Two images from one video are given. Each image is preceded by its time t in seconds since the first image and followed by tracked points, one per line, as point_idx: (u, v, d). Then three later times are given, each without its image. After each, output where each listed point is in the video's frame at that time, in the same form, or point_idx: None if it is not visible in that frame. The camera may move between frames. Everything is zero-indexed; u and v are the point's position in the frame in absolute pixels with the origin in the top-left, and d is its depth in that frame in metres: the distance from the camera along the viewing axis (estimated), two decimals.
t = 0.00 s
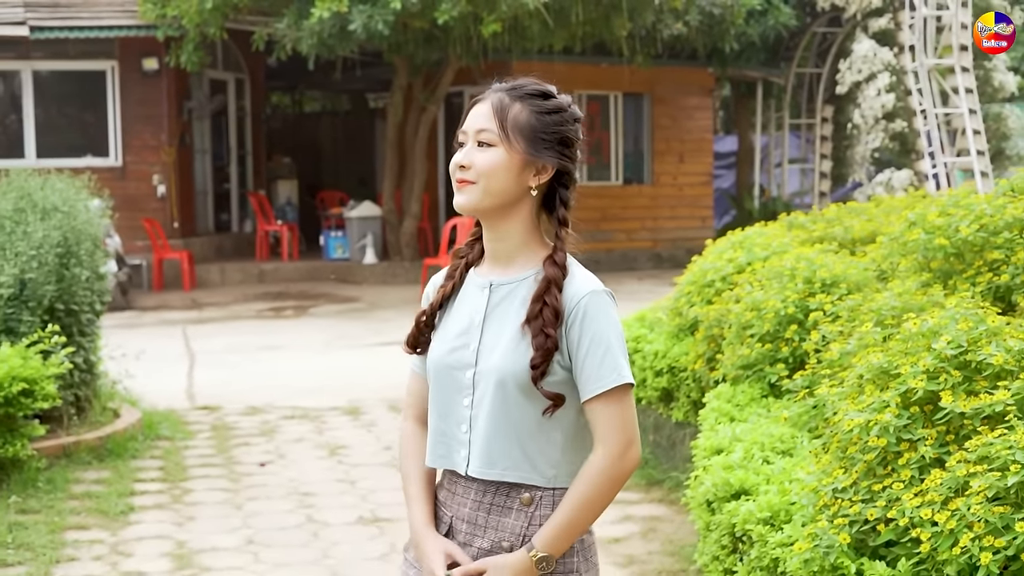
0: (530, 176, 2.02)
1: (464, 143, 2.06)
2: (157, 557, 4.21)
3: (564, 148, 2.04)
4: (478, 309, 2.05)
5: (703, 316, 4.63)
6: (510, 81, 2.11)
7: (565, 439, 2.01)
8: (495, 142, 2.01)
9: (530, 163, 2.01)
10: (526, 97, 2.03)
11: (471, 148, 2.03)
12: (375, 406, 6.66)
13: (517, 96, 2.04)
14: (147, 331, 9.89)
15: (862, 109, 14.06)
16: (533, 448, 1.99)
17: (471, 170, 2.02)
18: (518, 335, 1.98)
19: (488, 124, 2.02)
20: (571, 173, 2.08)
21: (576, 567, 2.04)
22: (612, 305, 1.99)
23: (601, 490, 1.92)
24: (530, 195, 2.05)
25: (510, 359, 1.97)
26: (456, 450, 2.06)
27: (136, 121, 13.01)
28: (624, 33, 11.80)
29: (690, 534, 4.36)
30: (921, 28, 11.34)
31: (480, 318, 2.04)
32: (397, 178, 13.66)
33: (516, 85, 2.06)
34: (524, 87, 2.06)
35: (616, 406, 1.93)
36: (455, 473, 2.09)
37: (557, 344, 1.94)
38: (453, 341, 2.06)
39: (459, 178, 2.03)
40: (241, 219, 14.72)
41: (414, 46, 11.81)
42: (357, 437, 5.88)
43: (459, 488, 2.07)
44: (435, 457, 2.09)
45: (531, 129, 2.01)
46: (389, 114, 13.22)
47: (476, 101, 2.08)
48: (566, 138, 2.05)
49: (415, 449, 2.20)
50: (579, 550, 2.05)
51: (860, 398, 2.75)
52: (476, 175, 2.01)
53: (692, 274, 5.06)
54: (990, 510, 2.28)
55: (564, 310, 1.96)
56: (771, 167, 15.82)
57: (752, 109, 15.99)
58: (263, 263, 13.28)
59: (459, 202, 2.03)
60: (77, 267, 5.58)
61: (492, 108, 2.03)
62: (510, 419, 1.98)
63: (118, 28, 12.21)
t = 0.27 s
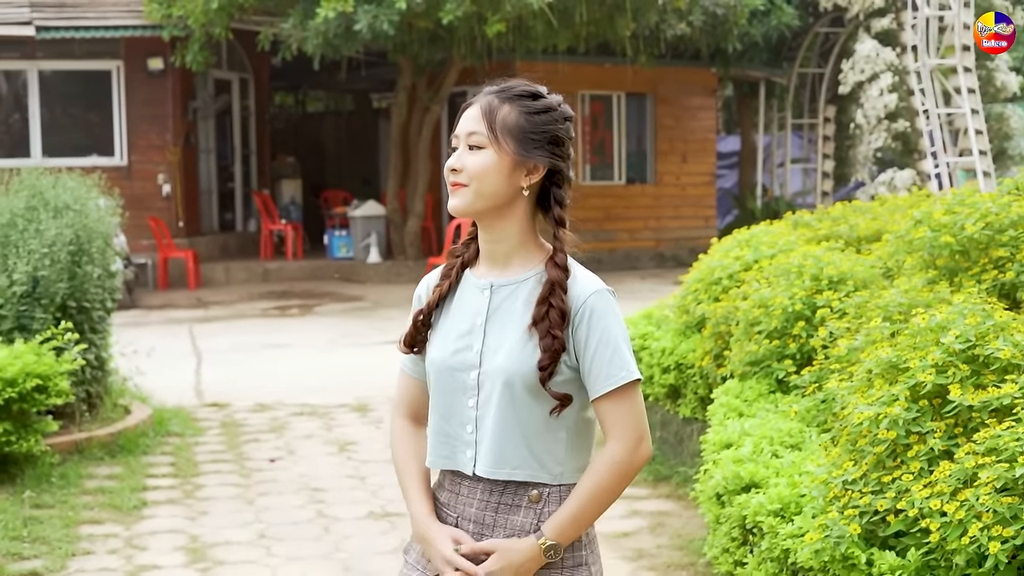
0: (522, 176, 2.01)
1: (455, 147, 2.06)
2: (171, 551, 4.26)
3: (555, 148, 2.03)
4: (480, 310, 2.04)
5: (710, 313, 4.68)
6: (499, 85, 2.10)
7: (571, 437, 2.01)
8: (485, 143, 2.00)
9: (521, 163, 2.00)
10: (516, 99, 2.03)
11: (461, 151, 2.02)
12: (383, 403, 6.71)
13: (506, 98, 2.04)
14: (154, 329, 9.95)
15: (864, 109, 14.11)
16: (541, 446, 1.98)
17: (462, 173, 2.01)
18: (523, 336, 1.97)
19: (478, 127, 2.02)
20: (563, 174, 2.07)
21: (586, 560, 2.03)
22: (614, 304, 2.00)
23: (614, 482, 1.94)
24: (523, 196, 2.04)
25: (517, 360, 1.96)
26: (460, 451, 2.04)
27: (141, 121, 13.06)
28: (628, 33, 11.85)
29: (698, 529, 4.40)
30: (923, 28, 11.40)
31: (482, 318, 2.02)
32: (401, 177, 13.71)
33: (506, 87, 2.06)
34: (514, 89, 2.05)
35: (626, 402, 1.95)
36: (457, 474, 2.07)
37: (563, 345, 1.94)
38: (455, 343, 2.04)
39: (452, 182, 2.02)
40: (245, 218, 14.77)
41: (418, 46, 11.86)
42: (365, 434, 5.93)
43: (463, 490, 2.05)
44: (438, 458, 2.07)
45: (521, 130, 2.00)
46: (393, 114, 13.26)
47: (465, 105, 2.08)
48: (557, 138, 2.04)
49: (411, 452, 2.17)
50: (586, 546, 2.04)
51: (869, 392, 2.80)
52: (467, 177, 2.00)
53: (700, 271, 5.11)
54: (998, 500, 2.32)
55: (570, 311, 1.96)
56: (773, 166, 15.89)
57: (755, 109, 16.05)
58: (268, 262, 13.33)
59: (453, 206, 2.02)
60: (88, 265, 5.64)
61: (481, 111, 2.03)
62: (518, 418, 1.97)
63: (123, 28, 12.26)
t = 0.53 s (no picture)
0: (510, 186, 2.02)
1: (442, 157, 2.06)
2: (185, 545, 4.32)
3: (542, 158, 2.04)
4: (470, 320, 2.03)
5: (718, 310, 4.73)
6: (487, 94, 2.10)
7: (561, 445, 2.03)
8: (472, 153, 2.01)
9: (509, 172, 2.01)
10: (502, 108, 2.04)
11: (449, 161, 2.03)
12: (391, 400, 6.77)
13: (493, 108, 2.04)
14: (162, 327, 10.01)
15: (867, 108, 14.17)
16: (537, 454, 2.00)
17: (449, 183, 2.02)
18: (520, 345, 1.98)
19: (464, 137, 2.02)
20: (551, 183, 2.07)
21: (583, 562, 2.06)
22: (606, 313, 2.04)
23: (611, 486, 1.97)
24: (511, 205, 2.04)
25: (513, 369, 1.97)
26: (454, 461, 2.04)
27: (147, 120, 13.12)
28: (632, 33, 11.90)
29: (706, 523, 4.46)
30: (927, 27, 11.45)
31: (475, 326, 2.02)
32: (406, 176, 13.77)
33: (493, 96, 2.06)
34: (500, 99, 2.06)
35: (621, 408, 1.98)
36: (449, 484, 2.06)
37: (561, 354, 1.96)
38: (445, 354, 2.03)
39: (439, 192, 2.02)
40: (250, 217, 14.82)
41: (423, 45, 11.91)
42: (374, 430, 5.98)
43: (457, 500, 2.04)
44: (429, 469, 2.06)
45: (507, 139, 2.01)
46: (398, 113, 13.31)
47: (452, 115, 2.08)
48: (544, 147, 2.05)
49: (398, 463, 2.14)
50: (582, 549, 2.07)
51: (878, 386, 2.85)
52: (454, 187, 2.01)
53: (707, 269, 5.16)
54: (1005, 491, 2.37)
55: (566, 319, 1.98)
56: (777, 165, 15.94)
57: (758, 108, 16.10)
58: (273, 260, 13.39)
59: (440, 216, 2.03)
60: (100, 262, 5.71)
61: (468, 121, 2.03)
62: (516, 428, 1.98)
63: (130, 28, 12.32)
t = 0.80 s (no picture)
0: (487, 182, 2.05)
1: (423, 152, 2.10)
2: (198, 539, 4.37)
3: (521, 155, 2.07)
4: (448, 316, 2.05)
5: (723, 308, 4.77)
6: (471, 92, 2.14)
7: (534, 442, 2.05)
8: (450, 148, 2.04)
9: (486, 167, 2.04)
10: (482, 105, 2.07)
11: (428, 156, 2.06)
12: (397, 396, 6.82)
13: (474, 105, 2.08)
14: (169, 325, 10.05)
15: (870, 107, 14.21)
16: (511, 450, 2.02)
17: (428, 178, 2.05)
18: (497, 339, 2.00)
19: (443, 133, 2.06)
20: (530, 181, 2.10)
21: (563, 566, 2.09)
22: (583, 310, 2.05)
23: (586, 486, 1.97)
24: (489, 201, 2.07)
25: (488, 362, 1.99)
26: (429, 456, 2.06)
27: (153, 119, 13.17)
28: (636, 32, 11.93)
29: (712, 517, 4.51)
30: (929, 26, 11.49)
31: (451, 324, 2.04)
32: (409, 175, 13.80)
33: (474, 95, 2.10)
34: (481, 98, 2.10)
35: (593, 404, 1.99)
36: (425, 481, 2.09)
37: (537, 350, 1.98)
38: (421, 351, 2.05)
39: (418, 186, 2.06)
40: (255, 215, 14.89)
41: (428, 45, 11.96)
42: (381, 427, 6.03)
43: (435, 504, 2.06)
44: (406, 466, 2.08)
45: (485, 135, 2.04)
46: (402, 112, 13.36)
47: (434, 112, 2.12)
48: (522, 144, 2.07)
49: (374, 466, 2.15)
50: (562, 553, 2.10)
51: (884, 381, 2.90)
52: (432, 182, 2.04)
53: (713, 267, 5.21)
54: (1010, 484, 2.42)
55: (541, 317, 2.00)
56: (779, 164, 15.99)
57: (761, 107, 16.13)
58: (278, 259, 13.44)
59: (418, 210, 2.06)
60: (111, 260, 5.77)
61: (448, 117, 2.07)
62: (490, 422, 2.00)
63: (135, 27, 12.38)
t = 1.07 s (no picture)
0: (468, 168, 2.03)
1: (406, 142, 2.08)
2: (208, 536, 4.42)
3: (500, 139, 2.05)
4: (432, 295, 2.05)
5: (727, 306, 4.82)
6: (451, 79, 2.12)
7: (513, 424, 2.03)
8: (428, 137, 2.03)
9: (465, 154, 2.02)
10: (460, 92, 2.05)
11: (410, 147, 2.05)
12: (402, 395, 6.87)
13: (452, 92, 2.06)
14: (174, 324, 10.10)
15: (872, 107, 14.23)
16: (486, 430, 2.00)
17: (410, 168, 2.05)
18: (472, 317, 2.00)
19: (422, 122, 2.04)
20: (512, 163, 2.07)
21: (540, 557, 2.07)
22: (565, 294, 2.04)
23: (551, 470, 1.94)
24: (472, 186, 2.05)
25: (470, 338, 1.99)
26: (404, 436, 2.04)
27: (157, 119, 13.23)
28: (638, 32, 11.96)
29: (716, 514, 4.55)
30: (931, 26, 11.52)
31: (435, 305, 2.04)
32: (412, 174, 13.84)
33: (453, 82, 2.08)
34: (460, 84, 2.08)
35: (565, 384, 1.97)
36: (401, 463, 2.06)
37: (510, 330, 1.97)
38: (406, 328, 2.05)
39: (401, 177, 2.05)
40: (258, 215, 14.95)
41: (431, 45, 12.00)
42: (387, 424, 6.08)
43: (413, 491, 2.03)
44: (384, 446, 2.06)
45: (462, 122, 2.02)
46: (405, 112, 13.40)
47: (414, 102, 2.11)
48: (501, 127, 2.05)
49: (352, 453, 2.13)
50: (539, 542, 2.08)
51: (888, 378, 2.94)
52: (414, 172, 2.03)
53: (716, 266, 5.26)
54: (1011, 478, 2.46)
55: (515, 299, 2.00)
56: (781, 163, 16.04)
57: (763, 107, 16.19)
58: (282, 258, 13.49)
59: (403, 200, 2.05)
60: (120, 260, 5.82)
61: (427, 107, 2.06)
62: (468, 398, 1.99)
63: (140, 27, 12.43)
